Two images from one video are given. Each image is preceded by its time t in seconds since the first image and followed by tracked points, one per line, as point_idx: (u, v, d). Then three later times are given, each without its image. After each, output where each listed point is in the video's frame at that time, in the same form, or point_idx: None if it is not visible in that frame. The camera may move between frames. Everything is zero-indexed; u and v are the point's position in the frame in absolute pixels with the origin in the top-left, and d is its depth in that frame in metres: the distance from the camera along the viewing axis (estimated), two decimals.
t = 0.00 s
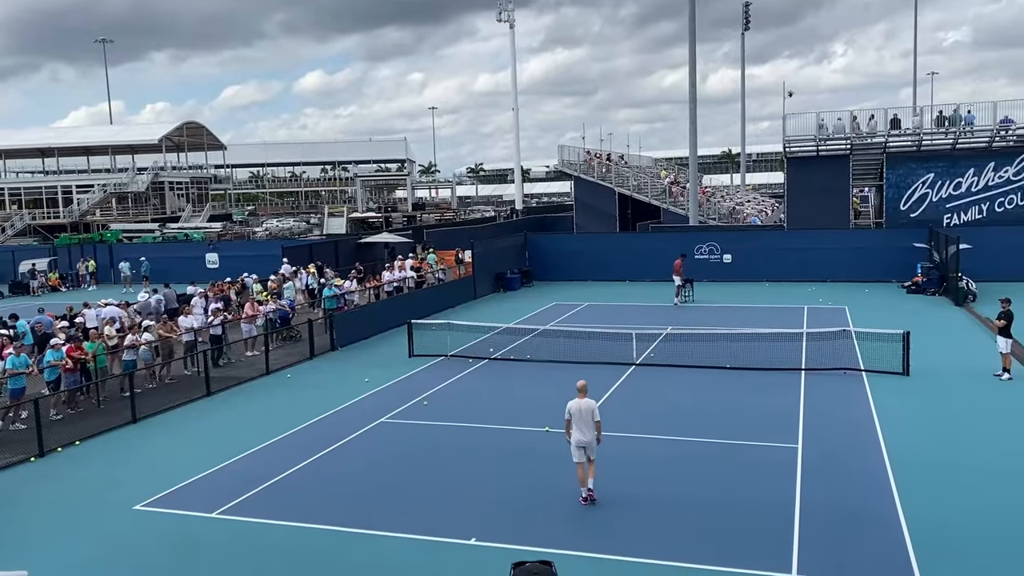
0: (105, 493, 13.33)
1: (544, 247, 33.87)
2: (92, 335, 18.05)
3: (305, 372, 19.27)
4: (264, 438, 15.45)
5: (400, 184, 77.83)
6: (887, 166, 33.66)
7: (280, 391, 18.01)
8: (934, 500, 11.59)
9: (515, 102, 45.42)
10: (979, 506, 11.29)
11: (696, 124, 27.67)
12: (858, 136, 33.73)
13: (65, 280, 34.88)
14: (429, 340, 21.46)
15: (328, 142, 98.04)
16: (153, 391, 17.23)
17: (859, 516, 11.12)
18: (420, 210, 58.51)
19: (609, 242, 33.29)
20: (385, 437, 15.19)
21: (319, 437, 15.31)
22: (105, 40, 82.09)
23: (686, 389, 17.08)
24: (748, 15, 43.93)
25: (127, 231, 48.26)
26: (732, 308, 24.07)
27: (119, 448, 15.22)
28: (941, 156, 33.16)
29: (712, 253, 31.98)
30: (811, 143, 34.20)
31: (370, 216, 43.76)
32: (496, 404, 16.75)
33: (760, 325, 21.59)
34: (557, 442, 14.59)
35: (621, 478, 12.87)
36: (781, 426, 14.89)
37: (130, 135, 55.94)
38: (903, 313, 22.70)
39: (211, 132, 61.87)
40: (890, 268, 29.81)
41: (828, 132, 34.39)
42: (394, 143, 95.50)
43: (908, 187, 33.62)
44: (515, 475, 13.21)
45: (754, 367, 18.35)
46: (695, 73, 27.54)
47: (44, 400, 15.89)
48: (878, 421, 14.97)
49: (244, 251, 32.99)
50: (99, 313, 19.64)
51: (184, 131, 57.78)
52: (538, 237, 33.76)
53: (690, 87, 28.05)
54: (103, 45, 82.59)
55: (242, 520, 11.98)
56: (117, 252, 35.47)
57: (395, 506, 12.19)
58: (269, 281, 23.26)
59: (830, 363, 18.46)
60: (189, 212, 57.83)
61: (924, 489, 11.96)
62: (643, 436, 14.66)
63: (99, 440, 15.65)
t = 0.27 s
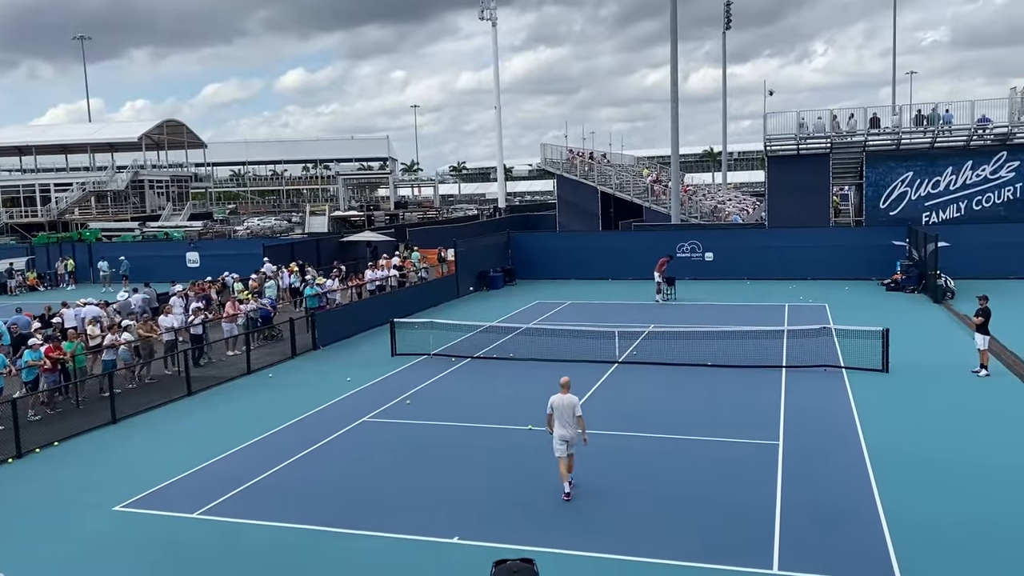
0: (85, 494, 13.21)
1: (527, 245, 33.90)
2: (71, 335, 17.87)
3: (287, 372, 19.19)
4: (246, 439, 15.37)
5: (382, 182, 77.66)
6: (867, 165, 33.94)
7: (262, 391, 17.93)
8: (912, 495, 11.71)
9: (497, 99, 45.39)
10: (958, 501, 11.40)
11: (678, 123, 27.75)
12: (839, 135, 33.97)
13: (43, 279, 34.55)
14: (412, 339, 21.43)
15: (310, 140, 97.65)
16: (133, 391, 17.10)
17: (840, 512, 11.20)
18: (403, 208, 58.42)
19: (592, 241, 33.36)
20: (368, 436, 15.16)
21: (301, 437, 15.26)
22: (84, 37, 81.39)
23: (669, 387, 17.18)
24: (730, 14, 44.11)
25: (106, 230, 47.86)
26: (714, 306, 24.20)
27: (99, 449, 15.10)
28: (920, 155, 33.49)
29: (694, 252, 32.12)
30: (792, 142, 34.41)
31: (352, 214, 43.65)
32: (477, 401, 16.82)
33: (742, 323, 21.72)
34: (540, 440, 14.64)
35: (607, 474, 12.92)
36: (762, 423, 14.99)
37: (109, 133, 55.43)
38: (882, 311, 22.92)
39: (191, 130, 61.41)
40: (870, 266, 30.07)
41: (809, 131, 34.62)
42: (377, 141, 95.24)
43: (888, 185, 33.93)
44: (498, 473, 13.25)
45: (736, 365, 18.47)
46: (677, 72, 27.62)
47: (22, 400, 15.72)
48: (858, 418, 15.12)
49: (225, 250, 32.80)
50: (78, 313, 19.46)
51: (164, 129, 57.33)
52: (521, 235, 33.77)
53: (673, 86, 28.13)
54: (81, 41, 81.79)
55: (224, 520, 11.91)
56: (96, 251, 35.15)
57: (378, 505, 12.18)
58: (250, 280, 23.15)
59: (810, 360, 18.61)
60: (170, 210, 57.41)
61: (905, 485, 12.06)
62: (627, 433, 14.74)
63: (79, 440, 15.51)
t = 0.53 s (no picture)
0: (63, 497, 13.06)
1: (509, 244, 33.90)
2: (48, 336, 17.65)
3: (268, 372, 19.09)
4: (226, 439, 15.27)
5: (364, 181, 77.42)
6: (846, 164, 34.22)
7: (243, 391, 17.82)
8: (891, 492, 11.81)
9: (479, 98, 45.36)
10: (937, 497, 11.48)
11: (659, 122, 27.84)
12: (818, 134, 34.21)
13: (19, 279, 34.15)
14: (394, 339, 21.38)
15: (290, 139, 97.22)
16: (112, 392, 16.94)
17: (821, 509, 11.27)
18: (384, 207, 58.29)
19: (574, 240, 33.41)
20: (349, 436, 15.11)
21: (282, 437, 15.17)
22: (61, 34, 80.49)
23: (651, 385, 17.25)
24: (710, 14, 44.31)
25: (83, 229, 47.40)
26: (695, 304, 24.32)
27: (77, 450, 14.93)
28: (898, 154, 33.82)
29: (675, 251, 32.26)
30: (772, 141, 34.62)
31: (333, 213, 43.48)
32: (459, 400, 16.82)
33: (723, 321, 21.84)
34: (522, 439, 14.66)
35: (589, 473, 12.95)
36: (742, 421, 15.06)
37: (87, 132, 54.88)
38: (861, 309, 23.13)
39: (170, 128, 60.91)
40: (849, 265, 30.32)
41: (789, 130, 34.84)
42: (358, 140, 94.95)
43: (867, 184, 34.22)
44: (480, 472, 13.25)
45: (717, 363, 18.56)
46: (658, 72, 27.71)
47: None
48: (837, 415, 15.24)
49: (204, 250, 32.57)
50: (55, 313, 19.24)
51: (143, 128, 56.83)
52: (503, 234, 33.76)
53: (654, 85, 28.22)
54: (58, 39, 80.86)
55: (204, 522, 11.80)
56: (73, 250, 34.81)
57: (360, 505, 12.14)
58: (230, 280, 22.99)
59: (790, 358, 18.75)
60: (149, 209, 56.95)
61: (884, 481, 12.13)
62: (609, 431, 14.79)
63: (57, 441, 15.33)
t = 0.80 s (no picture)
0: (38, 500, 12.92)
1: (490, 244, 33.91)
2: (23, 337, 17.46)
3: (248, 373, 19.00)
4: (205, 441, 15.18)
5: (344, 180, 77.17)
6: (824, 164, 34.54)
7: (222, 393, 17.71)
8: (868, 490, 11.91)
9: (459, 98, 45.34)
10: (914, 498, 11.55)
11: (639, 122, 27.95)
12: (795, 134, 34.49)
13: None
14: (374, 339, 21.34)
15: (270, 138, 96.73)
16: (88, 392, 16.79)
17: (798, 507, 11.37)
18: (364, 207, 58.14)
19: (555, 239, 33.50)
20: (329, 437, 15.06)
21: (261, 439, 15.10)
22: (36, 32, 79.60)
23: (631, 384, 17.34)
24: (688, 14, 44.53)
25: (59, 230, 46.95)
26: (674, 303, 24.46)
27: (53, 453, 14.78)
28: (874, 154, 34.18)
29: (654, 250, 32.41)
30: (750, 141, 34.88)
31: (312, 213, 43.33)
32: (440, 400, 16.82)
33: (702, 320, 21.98)
34: (502, 438, 14.70)
35: (568, 472, 13.01)
36: (721, 419, 15.16)
37: (62, 131, 54.38)
38: (838, 307, 23.36)
39: (147, 127, 60.42)
40: (827, 264, 30.60)
41: (767, 130, 35.09)
42: (338, 139, 94.63)
43: (843, 184, 34.58)
44: (460, 472, 13.26)
45: (696, 361, 18.69)
46: (637, 72, 27.83)
47: None
48: (815, 413, 15.37)
49: (182, 250, 32.36)
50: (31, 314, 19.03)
51: (120, 127, 56.34)
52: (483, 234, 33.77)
53: (633, 85, 28.34)
54: (33, 37, 79.97)
55: (183, 525, 11.73)
56: (49, 251, 34.49)
57: (339, 506, 12.12)
58: (209, 280, 22.86)
59: (768, 357, 18.91)
60: (126, 209, 56.48)
61: (862, 482, 12.19)
62: (588, 430, 14.86)
63: (33, 444, 15.17)
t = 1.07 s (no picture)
0: (8, 504, 12.73)
1: (467, 244, 33.88)
2: None
3: (223, 374, 18.86)
4: (179, 443, 15.04)
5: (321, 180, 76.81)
6: (798, 164, 34.84)
7: (196, 394, 17.57)
8: (841, 489, 12.00)
9: (436, 97, 45.26)
10: (885, 498, 11.61)
11: (616, 122, 28.04)
12: (770, 135, 34.75)
13: None
14: (351, 340, 21.27)
15: (245, 137, 96.08)
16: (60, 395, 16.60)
17: (772, 506, 11.43)
18: (341, 207, 57.93)
19: (532, 239, 33.54)
20: (305, 439, 14.99)
21: (236, 441, 14.99)
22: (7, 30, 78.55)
23: (607, 383, 17.39)
24: (665, 14, 44.71)
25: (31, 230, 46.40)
26: (651, 303, 24.58)
27: (24, 456, 14.58)
28: (848, 154, 34.53)
29: (631, 250, 32.54)
30: (725, 142, 35.11)
31: (288, 213, 43.11)
32: (417, 401, 16.79)
33: (679, 319, 22.11)
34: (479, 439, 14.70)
35: (544, 472, 13.04)
36: (696, 418, 15.24)
37: (33, 130, 53.77)
38: (813, 306, 23.59)
39: (121, 127, 59.80)
40: (802, 263, 30.88)
41: (742, 131, 35.34)
42: (315, 139, 94.18)
43: (818, 184, 34.91)
44: (436, 473, 13.25)
45: (672, 361, 18.79)
46: (614, 72, 27.92)
47: None
48: (789, 412, 15.49)
49: (155, 251, 32.07)
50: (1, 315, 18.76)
51: (92, 127, 55.73)
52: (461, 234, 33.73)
53: (610, 85, 28.42)
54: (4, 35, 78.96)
55: (157, 528, 11.61)
56: (21, 251, 34.07)
57: (315, 508, 12.06)
58: (183, 281, 22.67)
59: (743, 356, 19.06)
60: (99, 209, 55.88)
61: (835, 482, 12.24)
62: (564, 429, 14.89)
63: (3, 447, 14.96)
